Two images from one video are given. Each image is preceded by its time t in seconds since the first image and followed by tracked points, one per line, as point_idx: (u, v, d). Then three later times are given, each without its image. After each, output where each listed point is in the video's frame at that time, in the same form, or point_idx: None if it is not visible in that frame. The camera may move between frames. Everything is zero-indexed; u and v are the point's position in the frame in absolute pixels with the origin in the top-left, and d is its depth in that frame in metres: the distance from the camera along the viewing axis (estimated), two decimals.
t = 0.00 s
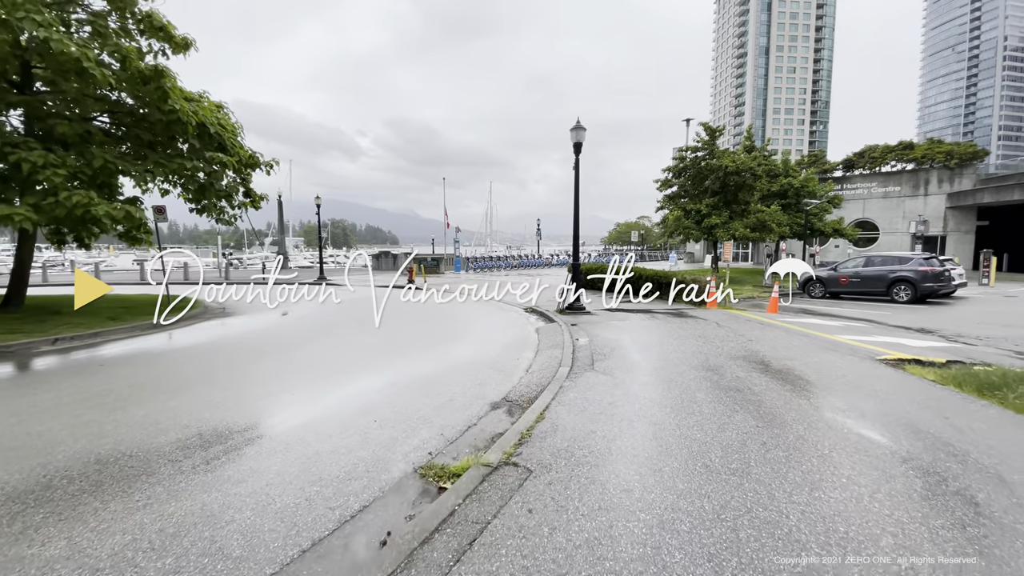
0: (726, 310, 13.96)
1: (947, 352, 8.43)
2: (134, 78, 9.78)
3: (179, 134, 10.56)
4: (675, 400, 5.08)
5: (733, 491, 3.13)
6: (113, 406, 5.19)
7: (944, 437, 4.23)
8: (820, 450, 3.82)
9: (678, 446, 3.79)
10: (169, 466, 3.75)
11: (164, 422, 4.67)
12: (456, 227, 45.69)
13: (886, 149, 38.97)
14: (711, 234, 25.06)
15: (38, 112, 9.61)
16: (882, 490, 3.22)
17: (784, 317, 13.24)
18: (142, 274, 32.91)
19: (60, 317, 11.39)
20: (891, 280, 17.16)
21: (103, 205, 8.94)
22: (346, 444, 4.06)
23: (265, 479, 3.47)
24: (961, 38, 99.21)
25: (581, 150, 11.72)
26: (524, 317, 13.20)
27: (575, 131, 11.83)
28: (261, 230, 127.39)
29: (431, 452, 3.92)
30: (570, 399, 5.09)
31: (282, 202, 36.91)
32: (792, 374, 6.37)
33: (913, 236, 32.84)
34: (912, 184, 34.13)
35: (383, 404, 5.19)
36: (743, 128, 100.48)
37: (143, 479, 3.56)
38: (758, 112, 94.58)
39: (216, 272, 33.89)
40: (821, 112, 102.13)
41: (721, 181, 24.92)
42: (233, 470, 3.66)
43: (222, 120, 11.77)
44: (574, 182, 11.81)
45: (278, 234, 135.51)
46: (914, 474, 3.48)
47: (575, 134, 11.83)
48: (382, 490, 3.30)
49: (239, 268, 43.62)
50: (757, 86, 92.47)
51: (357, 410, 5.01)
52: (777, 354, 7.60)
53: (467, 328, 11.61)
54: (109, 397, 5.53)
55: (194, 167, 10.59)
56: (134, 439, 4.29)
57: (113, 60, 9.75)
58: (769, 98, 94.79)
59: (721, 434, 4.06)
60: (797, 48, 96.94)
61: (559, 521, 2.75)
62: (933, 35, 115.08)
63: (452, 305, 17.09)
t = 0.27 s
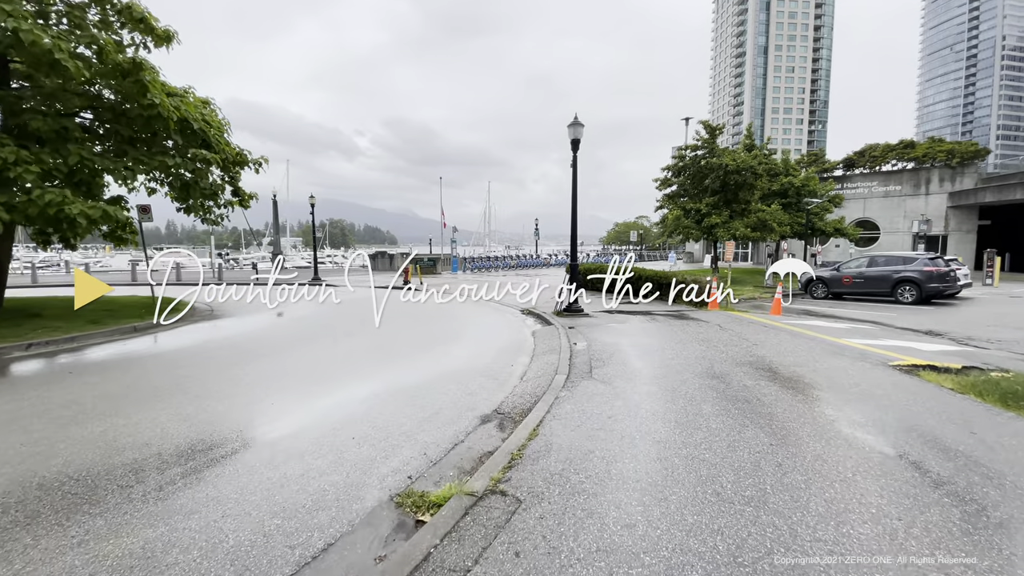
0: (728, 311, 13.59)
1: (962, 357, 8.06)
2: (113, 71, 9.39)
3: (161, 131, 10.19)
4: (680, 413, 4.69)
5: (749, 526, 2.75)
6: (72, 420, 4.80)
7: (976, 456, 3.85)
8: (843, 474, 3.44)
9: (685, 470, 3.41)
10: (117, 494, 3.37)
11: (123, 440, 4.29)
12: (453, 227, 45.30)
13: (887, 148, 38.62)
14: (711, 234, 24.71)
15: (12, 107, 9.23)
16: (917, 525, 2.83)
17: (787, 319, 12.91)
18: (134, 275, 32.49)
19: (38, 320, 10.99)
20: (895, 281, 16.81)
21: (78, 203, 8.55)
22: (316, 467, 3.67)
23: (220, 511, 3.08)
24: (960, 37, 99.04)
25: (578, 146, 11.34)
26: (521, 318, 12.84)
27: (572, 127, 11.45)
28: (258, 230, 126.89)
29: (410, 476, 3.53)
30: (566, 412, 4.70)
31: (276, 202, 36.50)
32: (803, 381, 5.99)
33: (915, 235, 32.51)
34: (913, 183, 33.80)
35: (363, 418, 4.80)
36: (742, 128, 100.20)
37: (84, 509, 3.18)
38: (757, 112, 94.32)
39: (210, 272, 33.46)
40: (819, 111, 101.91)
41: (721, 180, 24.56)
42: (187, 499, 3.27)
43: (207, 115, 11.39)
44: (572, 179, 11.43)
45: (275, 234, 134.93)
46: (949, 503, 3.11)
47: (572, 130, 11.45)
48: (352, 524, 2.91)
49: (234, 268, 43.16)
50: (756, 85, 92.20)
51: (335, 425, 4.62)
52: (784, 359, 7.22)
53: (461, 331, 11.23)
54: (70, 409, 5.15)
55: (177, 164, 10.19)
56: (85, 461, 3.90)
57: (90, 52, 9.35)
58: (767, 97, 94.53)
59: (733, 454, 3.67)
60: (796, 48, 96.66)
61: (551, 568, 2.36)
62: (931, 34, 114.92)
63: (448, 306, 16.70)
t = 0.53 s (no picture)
0: (730, 311, 13.23)
1: (976, 359, 7.70)
2: (89, 61, 8.97)
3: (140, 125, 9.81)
4: (685, 424, 4.31)
5: (770, 565, 2.37)
6: (22, 433, 4.42)
7: (1013, 473, 3.48)
8: (869, 497, 3.07)
9: (693, 493, 3.03)
10: (51, 523, 2.99)
11: (73, 457, 3.91)
12: (450, 225, 44.89)
13: (887, 146, 38.31)
14: (710, 232, 24.35)
15: None
16: (961, 560, 2.45)
17: (791, 319, 12.56)
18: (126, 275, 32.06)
19: (15, 321, 10.59)
20: (899, 280, 16.47)
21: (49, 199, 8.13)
22: (280, 489, 3.29)
23: (162, 546, 2.70)
24: (958, 36, 98.96)
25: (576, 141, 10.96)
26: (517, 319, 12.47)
27: (570, 121, 11.06)
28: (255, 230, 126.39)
29: (384, 501, 3.14)
30: (561, 424, 4.31)
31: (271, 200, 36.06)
32: (814, 387, 5.62)
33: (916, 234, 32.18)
34: (914, 181, 33.51)
35: (340, 430, 4.42)
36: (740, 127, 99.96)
37: (9, 542, 2.80)
38: (755, 111, 94.10)
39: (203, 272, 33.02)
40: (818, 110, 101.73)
41: (721, 178, 24.20)
42: (128, 529, 2.89)
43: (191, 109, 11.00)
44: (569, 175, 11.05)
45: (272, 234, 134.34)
46: (993, 532, 2.74)
47: (569, 124, 11.06)
48: (311, 561, 2.52)
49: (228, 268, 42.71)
50: (754, 84, 91.99)
51: (308, 439, 4.24)
52: (792, 363, 6.85)
53: (455, 332, 10.85)
54: (23, 420, 4.76)
55: (157, 159, 9.78)
56: (26, 481, 3.52)
57: (64, 41, 8.92)
58: (766, 96, 94.32)
59: (747, 475, 3.28)
60: (795, 46, 96.45)
61: None
62: (929, 33, 114.84)
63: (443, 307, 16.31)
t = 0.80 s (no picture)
0: (729, 312, 12.89)
1: (986, 363, 7.38)
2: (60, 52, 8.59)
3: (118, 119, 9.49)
4: (685, 439, 3.95)
5: None
6: None
7: None
8: (893, 529, 2.73)
9: (696, 525, 2.68)
10: None
11: (10, 478, 3.56)
12: (446, 224, 44.52)
13: (886, 144, 38.04)
14: (709, 231, 24.02)
15: None
16: None
17: (792, 320, 12.26)
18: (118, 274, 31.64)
19: None
20: (901, 279, 16.16)
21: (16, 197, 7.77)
22: (231, 520, 2.93)
23: None
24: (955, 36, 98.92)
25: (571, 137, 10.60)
26: (511, 321, 12.12)
27: (564, 116, 10.70)
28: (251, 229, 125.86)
29: (346, 533, 2.79)
30: (551, 439, 3.95)
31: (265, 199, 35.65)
32: (821, 395, 5.27)
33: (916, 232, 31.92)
34: (913, 179, 33.25)
35: (309, 446, 4.06)
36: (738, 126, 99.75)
37: None
38: (752, 110, 93.89)
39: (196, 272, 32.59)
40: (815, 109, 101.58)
41: (719, 176, 23.87)
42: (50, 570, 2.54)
43: (170, 103, 10.63)
44: (564, 172, 10.70)
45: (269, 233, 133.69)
46: None
47: (564, 119, 10.71)
48: None
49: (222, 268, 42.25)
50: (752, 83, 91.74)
51: (273, 457, 3.88)
52: (796, 368, 6.51)
53: (446, 335, 10.48)
54: None
55: (134, 155, 9.43)
56: None
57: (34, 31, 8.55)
58: (763, 95, 94.13)
59: (755, 503, 2.93)
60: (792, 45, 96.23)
61: None
62: (927, 32, 114.85)
63: (436, 307, 15.93)
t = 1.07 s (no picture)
0: (728, 312, 12.55)
1: (996, 366, 7.06)
2: (25, 40, 8.17)
3: (90, 111, 9.14)
4: (681, 454, 3.58)
5: None
6: None
7: None
8: (921, 568, 2.37)
9: (694, 565, 2.32)
10: None
11: None
12: (442, 223, 44.16)
13: (884, 142, 37.75)
14: (706, 230, 23.68)
15: None
16: None
17: (792, 320, 11.93)
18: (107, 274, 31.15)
19: None
20: (902, 278, 15.85)
21: None
22: (160, 558, 2.56)
23: None
24: (952, 34, 98.90)
25: (564, 130, 10.24)
26: (502, 321, 11.74)
27: (557, 110, 10.33)
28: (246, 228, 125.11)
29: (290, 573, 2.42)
30: (533, 455, 3.59)
31: (257, 198, 35.15)
32: (828, 403, 4.91)
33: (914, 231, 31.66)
34: (912, 177, 32.99)
35: (268, 464, 3.69)
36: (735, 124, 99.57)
37: None
38: (749, 108, 93.77)
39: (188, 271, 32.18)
40: (812, 108, 101.48)
41: (716, 174, 23.54)
42: None
43: (146, 96, 10.23)
44: (556, 167, 10.32)
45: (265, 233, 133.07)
46: None
47: (557, 113, 10.33)
48: None
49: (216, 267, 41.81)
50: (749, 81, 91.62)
51: (226, 476, 3.51)
52: (800, 372, 6.15)
53: (435, 336, 10.10)
54: None
55: (105, 149, 9.01)
56: None
57: None
58: (760, 94, 93.94)
59: (761, 536, 2.56)
60: (789, 43, 96.08)
61: None
62: (922, 31, 114.86)
63: (428, 307, 15.54)
